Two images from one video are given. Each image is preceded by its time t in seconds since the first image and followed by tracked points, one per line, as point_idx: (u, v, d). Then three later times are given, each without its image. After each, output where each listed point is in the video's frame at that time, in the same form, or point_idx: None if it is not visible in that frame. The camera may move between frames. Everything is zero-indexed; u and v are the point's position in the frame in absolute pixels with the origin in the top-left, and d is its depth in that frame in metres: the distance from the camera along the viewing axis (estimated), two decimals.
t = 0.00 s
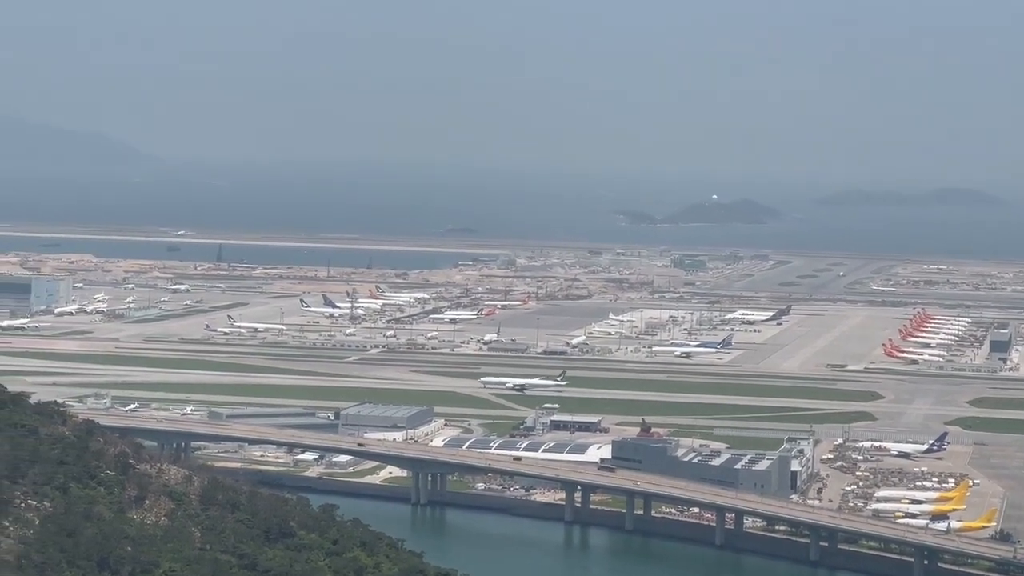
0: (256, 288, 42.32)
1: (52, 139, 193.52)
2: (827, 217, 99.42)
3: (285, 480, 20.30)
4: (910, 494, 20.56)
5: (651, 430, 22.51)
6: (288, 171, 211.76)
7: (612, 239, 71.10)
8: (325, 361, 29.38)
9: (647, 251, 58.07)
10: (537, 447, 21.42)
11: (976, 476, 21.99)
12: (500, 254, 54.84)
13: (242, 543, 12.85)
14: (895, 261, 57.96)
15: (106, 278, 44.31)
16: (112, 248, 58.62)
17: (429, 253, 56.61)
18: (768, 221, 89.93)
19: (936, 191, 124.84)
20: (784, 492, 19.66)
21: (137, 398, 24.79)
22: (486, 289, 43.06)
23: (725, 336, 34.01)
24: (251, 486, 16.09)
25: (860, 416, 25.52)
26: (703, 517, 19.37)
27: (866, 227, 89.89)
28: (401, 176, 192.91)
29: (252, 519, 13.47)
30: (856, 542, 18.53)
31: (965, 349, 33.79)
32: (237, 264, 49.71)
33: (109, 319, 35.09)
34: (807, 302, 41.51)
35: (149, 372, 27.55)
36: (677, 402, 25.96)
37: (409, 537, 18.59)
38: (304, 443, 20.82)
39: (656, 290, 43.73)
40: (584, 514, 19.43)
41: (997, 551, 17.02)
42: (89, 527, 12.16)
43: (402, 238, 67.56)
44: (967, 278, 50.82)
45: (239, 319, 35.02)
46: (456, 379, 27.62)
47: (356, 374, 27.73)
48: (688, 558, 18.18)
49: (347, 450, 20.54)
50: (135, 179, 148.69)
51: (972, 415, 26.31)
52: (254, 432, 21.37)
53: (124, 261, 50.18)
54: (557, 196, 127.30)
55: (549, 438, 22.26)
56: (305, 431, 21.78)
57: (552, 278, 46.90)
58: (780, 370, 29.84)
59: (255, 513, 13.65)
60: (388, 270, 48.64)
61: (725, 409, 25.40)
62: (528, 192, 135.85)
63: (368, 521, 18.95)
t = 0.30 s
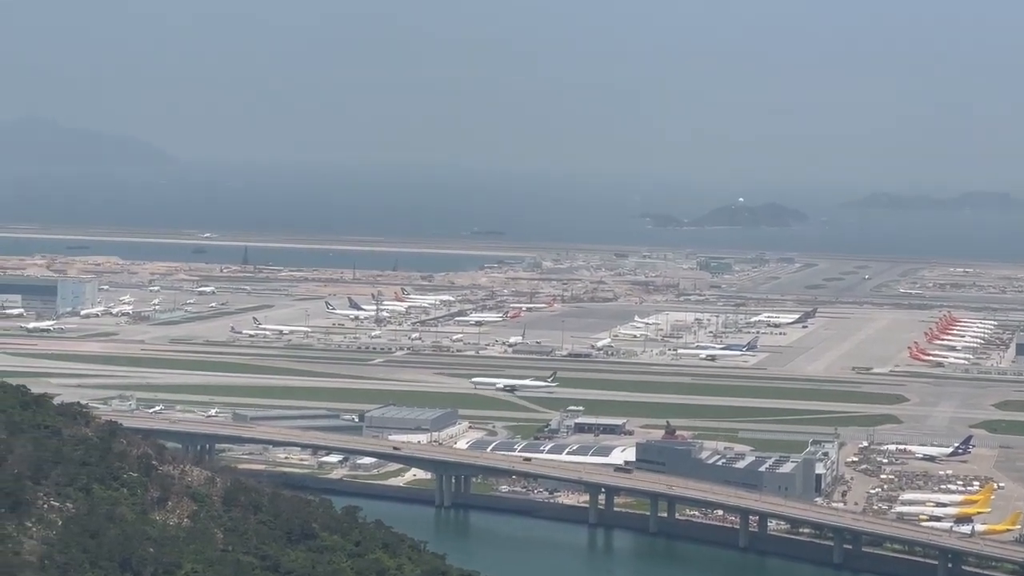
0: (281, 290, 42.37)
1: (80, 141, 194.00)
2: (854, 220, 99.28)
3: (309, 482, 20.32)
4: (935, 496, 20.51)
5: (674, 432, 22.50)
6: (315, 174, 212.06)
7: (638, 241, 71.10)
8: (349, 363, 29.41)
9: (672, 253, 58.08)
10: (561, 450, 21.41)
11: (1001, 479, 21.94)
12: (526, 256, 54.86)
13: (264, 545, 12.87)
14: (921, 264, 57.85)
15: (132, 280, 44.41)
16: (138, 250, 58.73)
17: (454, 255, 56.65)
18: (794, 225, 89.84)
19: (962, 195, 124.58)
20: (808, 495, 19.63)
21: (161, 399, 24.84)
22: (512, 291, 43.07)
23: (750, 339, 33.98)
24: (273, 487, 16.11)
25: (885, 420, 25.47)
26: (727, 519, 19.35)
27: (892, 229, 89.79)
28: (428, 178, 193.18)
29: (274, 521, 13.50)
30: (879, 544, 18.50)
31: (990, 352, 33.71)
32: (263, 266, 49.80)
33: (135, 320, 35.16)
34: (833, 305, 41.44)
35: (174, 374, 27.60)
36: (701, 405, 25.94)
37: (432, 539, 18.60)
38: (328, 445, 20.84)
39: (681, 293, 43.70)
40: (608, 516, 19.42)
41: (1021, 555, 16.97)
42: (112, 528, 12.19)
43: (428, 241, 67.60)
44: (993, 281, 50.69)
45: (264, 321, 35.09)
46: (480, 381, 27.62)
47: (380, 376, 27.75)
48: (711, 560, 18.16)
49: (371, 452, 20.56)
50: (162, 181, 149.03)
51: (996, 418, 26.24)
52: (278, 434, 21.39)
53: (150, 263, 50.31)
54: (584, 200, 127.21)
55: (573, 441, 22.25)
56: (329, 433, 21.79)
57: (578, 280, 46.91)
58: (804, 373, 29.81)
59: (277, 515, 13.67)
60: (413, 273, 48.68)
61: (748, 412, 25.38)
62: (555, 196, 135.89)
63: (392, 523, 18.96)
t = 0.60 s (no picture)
0: (307, 292, 42.44)
1: (108, 143, 194.53)
2: (880, 223, 99.13)
3: (333, 483, 20.34)
4: (960, 499, 20.48)
5: (699, 433, 22.48)
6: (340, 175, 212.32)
7: (663, 243, 71.09)
8: (375, 365, 29.46)
9: (699, 255, 58.05)
10: (585, 451, 21.41)
11: None
12: (552, 258, 54.88)
13: (287, 545, 12.88)
14: (949, 266, 57.75)
15: (158, 281, 44.53)
16: (164, 251, 58.89)
17: (480, 257, 56.72)
18: (821, 227, 89.72)
19: (989, 197, 124.24)
20: (833, 497, 19.59)
21: (187, 400, 24.90)
22: (537, 293, 43.09)
23: (776, 340, 33.94)
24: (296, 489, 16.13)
25: (910, 422, 25.44)
26: (750, 521, 19.33)
27: (919, 231, 89.65)
28: (456, 180, 193.24)
29: (297, 521, 13.52)
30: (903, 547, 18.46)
31: (1016, 354, 33.63)
32: (289, 268, 49.86)
33: (161, 322, 35.27)
34: (859, 307, 41.38)
35: (199, 375, 27.66)
36: (726, 406, 25.93)
37: (455, 540, 18.61)
38: (353, 446, 20.86)
39: (706, 295, 43.67)
40: (631, 518, 19.42)
41: None
42: (135, 527, 12.20)
43: (453, 243, 67.65)
44: (1019, 283, 50.58)
45: (290, 322, 35.16)
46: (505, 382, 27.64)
47: (406, 377, 27.79)
48: (735, 562, 18.14)
49: (396, 453, 20.57)
50: (190, 183, 149.35)
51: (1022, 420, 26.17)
52: (302, 435, 21.41)
53: (177, 264, 50.43)
54: (610, 201, 127.14)
55: (598, 442, 22.25)
56: (354, 434, 21.82)
57: (603, 282, 46.90)
58: (830, 375, 29.79)
59: (300, 515, 13.68)
60: (439, 275, 48.74)
61: (774, 414, 25.35)
62: (581, 198, 135.80)
63: (415, 524, 18.98)
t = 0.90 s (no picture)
0: (332, 291, 42.46)
1: (135, 144, 194.72)
2: (907, 223, 98.94)
3: (357, 482, 20.34)
4: (986, 499, 20.42)
5: (724, 433, 22.44)
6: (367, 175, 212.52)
7: (689, 243, 71.02)
8: (400, 364, 29.46)
9: (726, 255, 57.95)
10: (610, 451, 21.38)
11: None
12: (578, 258, 54.87)
13: (310, 544, 12.87)
14: (976, 266, 57.63)
15: (184, 281, 44.59)
16: (191, 251, 58.98)
17: (505, 257, 56.73)
18: (847, 228, 89.58)
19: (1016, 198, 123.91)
20: (858, 497, 19.55)
21: (212, 399, 24.92)
22: (563, 293, 43.07)
23: (802, 341, 33.86)
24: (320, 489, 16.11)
25: (937, 422, 25.37)
26: (775, 521, 19.29)
27: (946, 232, 89.43)
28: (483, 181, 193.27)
29: (320, 520, 13.51)
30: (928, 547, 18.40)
31: None
32: (315, 267, 49.85)
33: (187, 321, 35.31)
34: (886, 308, 41.28)
35: (225, 375, 27.69)
36: (752, 406, 25.89)
37: (478, 539, 18.60)
38: (378, 445, 20.86)
39: (732, 295, 43.60)
40: (655, 518, 19.39)
41: None
42: (158, 526, 12.18)
43: (480, 243, 67.66)
44: None
45: (315, 322, 35.18)
46: (530, 382, 27.62)
47: (431, 377, 27.79)
48: (759, 562, 18.10)
49: (420, 453, 20.57)
50: (217, 184, 149.48)
51: None
52: (328, 435, 21.41)
53: (203, 264, 50.48)
54: (635, 201, 127.01)
55: (623, 442, 22.22)
56: (378, 434, 21.81)
57: (629, 282, 46.87)
58: (856, 375, 29.71)
59: (323, 514, 13.68)
60: (465, 275, 48.73)
61: (799, 414, 25.30)
62: (607, 198, 135.73)
63: (439, 523, 18.97)
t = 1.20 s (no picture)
0: (359, 289, 42.46)
1: (165, 142, 194.91)
2: (935, 221, 98.69)
3: (383, 479, 20.33)
4: (1012, 498, 20.35)
5: (751, 431, 22.40)
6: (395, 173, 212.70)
7: (716, 242, 70.94)
8: (426, 362, 29.45)
9: (752, 253, 57.86)
10: (636, 448, 21.35)
11: None
12: (604, 256, 54.81)
13: (333, 541, 12.87)
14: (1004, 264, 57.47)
15: (211, 279, 44.61)
16: (218, 249, 59.01)
17: (532, 255, 56.67)
18: (876, 226, 89.38)
19: None
20: (884, 495, 19.49)
21: (238, 396, 24.93)
22: (590, 291, 43.02)
23: (829, 338, 33.79)
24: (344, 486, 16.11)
25: (964, 420, 25.29)
26: (801, 519, 19.25)
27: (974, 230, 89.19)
28: (510, 180, 193.30)
29: (344, 516, 13.51)
30: (954, 545, 18.34)
31: None
32: (342, 265, 49.86)
33: (213, 319, 35.33)
34: (914, 306, 41.18)
35: (251, 372, 27.70)
36: (777, 404, 25.85)
37: (503, 536, 18.59)
38: (403, 443, 20.85)
39: (760, 293, 43.51)
40: (680, 515, 19.35)
41: None
42: (182, 522, 12.18)
43: (507, 241, 67.66)
44: None
45: (341, 320, 35.18)
46: (556, 379, 27.60)
47: (457, 375, 27.77)
48: (784, 560, 18.06)
49: (446, 450, 20.56)
50: (246, 183, 149.73)
51: None
52: (353, 431, 21.42)
53: (229, 262, 50.51)
54: (663, 199, 126.87)
55: (649, 439, 22.20)
56: (404, 431, 21.81)
57: (655, 280, 46.84)
58: (884, 373, 29.64)
59: (347, 510, 13.67)
60: (492, 272, 48.71)
61: (825, 411, 25.25)
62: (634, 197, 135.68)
63: (464, 520, 18.96)
